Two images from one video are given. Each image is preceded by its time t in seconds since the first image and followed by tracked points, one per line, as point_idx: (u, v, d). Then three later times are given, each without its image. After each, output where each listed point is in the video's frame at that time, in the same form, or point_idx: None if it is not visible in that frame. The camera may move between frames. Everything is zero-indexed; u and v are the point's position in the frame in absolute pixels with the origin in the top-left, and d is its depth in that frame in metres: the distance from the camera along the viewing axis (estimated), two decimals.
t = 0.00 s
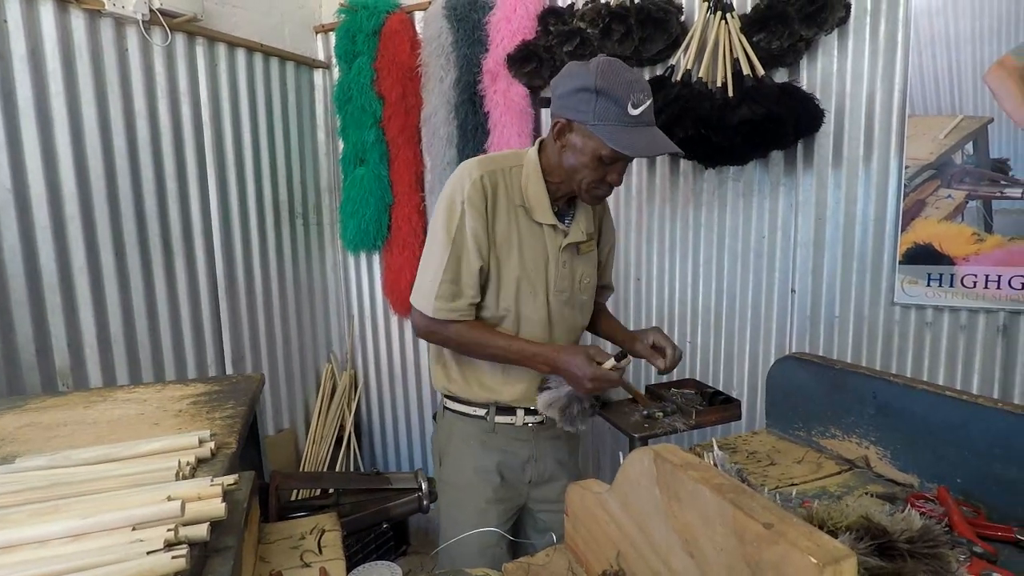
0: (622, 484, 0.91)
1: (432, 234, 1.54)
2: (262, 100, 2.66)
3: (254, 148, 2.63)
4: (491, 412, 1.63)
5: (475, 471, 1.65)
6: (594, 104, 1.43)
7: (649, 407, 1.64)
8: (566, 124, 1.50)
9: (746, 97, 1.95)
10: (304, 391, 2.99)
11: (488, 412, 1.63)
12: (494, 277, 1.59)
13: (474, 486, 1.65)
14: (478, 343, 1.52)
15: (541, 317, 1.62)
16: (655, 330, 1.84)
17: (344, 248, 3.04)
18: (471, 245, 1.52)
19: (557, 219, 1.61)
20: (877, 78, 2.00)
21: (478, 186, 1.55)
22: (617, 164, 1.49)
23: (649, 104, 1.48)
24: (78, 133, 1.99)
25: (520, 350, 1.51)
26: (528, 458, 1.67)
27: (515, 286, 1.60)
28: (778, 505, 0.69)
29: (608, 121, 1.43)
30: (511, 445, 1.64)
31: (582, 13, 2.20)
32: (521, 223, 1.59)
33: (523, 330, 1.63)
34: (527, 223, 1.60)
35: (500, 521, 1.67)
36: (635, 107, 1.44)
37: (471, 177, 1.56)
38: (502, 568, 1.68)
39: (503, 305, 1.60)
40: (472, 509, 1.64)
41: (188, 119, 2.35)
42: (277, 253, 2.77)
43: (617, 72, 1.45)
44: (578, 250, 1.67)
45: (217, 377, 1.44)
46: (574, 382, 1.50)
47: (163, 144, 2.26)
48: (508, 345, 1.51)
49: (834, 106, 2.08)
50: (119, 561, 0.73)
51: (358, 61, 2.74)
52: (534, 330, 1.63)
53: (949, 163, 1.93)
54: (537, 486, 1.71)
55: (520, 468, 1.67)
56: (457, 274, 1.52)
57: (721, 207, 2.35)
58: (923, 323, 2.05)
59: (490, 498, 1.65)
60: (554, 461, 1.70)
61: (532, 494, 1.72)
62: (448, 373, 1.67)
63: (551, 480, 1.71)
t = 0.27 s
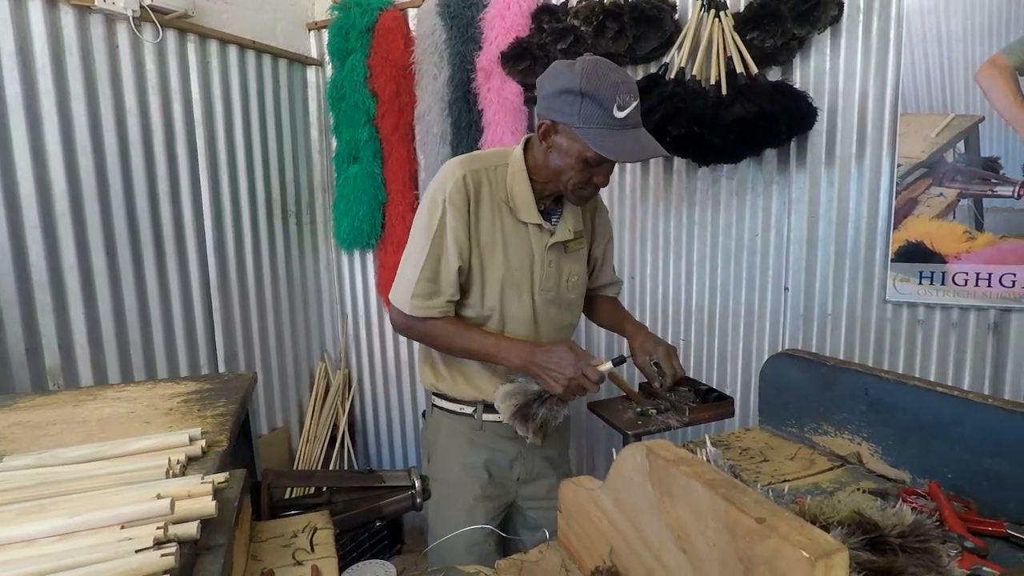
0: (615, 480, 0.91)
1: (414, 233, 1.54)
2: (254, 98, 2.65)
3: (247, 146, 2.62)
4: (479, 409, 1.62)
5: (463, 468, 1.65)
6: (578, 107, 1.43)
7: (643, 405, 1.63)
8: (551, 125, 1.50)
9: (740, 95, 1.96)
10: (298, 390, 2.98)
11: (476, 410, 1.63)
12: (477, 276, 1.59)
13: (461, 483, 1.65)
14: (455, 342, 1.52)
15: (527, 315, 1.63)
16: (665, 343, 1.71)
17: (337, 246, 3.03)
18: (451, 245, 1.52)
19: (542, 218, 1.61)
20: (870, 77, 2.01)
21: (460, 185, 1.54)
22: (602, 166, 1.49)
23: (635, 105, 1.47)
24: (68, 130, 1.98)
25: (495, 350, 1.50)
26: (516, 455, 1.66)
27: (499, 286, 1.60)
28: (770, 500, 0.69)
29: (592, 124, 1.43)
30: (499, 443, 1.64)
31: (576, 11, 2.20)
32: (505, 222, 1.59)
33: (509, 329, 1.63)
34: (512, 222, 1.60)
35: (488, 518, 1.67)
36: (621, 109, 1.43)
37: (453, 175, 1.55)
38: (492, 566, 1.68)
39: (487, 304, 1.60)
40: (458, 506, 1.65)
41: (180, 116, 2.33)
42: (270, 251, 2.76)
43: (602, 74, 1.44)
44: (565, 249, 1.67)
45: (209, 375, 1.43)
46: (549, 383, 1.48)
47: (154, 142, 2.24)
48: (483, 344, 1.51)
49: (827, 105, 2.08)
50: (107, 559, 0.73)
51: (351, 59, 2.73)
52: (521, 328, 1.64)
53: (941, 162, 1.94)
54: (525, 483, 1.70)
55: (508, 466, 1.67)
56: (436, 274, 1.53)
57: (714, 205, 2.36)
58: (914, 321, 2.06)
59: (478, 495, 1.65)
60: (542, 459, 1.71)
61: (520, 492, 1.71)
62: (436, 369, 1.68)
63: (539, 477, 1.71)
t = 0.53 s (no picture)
0: (610, 479, 0.91)
1: (401, 234, 1.55)
2: (247, 96, 2.63)
3: (240, 145, 2.60)
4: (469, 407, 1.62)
5: (454, 468, 1.65)
6: (559, 107, 1.42)
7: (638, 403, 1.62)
8: (534, 125, 1.50)
9: (734, 94, 1.97)
10: (292, 390, 2.96)
11: (467, 409, 1.63)
12: (465, 276, 1.59)
13: (453, 482, 1.65)
14: (444, 342, 1.52)
15: (517, 314, 1.63)
16: (658, 331, 1.79)
17: (331, 245, 3.02)
18: (437, 245, 1.52)
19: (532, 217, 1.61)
20: (864, 75, 2.02)
21: (446, 185, 1.54)
22: (586, 165, 1.47)
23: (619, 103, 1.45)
24: (58, 128, 1.96)
25: (484, 350, 1.50)
26: (507, 454, 1.66)
27: (488, 285, 1.60)
28: (766, 496, 0.69)
29: (574, 124, 1.42)
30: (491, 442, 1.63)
31: (570, 9, 2.20)
32: (493, 221, 1.59)
33: (499, 328, 1.63)
34: (500, 221, 1.59)
35: (480, 517, 1.67)
36: (602, 108, 1.41)
37: (439, 175, 1.55)
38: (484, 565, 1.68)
39: (476, 304, 1.60)
40: (450, 506, 1.64)
41: (172, 115, 2.32)
42: (264, 251, 2.75)
43: (583, 72, 1.43)
44: (556, 247, 1.67)
45: (201, 374, 1.42)
46: (537, 382, 1.48)
47: (146, 140, 2.23)
48: (472, 344, 1.51)
49: (821, 103, 2.09)
50: (98, 559, 0.72)
51: (344, 57, 2.72)
52: (512, 326, 1.63)
53: (934, 160, 1.94)
54: (517, 483, 1.70)
55: (499, 465, 1.67)
56: (424, 274, 1.53)
57: (708, 204, 2.36)
58: (907, 319, 2.06)
59: (469, 495, 1.64)
60: (533, 458, 1.70)
61: (512, 491, 1.71)
62: (426, 369, 1.68)
63: (531, 476, 1.71)
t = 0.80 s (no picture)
0: (605, 476, 0.91)
1: (395, 234, 1.54)
2: (241, 94, 2.62)
3: (234, 143, 2.59)
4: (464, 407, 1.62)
5: (448, 467, 1.64)
6: (549, 108, 1.42)
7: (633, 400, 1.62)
8: (525, 125, 1.49)
9: (729, 91, 1.97)
10: (287, 389, 2.95)
11: (461, 408, 1.62)
12: (460, 276, 1.59)
13: (446, 481, 1.65)
14: (443, 341, 1.52)
15: (512, 312, 1.62)
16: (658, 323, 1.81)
17: (326, 244, 3.01)
18: (433, 245, 1.52)
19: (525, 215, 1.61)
20: (858, 74, 2.02)
21: (440, 184, 1.53)
22: (577, 166, 1.47)
23: (608, 102, 1.45)
24: (50, 126, 1.95)
25: (484, 347, 1.50)
26: (501, 453, 1.66)
27: (483, 284, 1.59)
28: (761, 492, 0.69)
29: (563, 125, 1.42)
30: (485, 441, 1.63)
31: (565, 7, 2.18)
32: (487, 219, 1.59)
33: (494, 326, 1.63)
34: (494, 219, 1.59)
35: (474, 515, 1.67)
36: (592, 109, 1.41)
37: (433, 174, 1.54)
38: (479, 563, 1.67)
39: (471, 304, 1.60)
40: (444, 504, 1.64)
41: (165, 113, 2.31)
42: (259, 249, 2.74)
43: (573, 72, 1.42)
44: (550, 245, 1.67)
45: (194, 372, 1.42)
46: (537, 379, 1.48)
47: (139, 138, 2.22)
48: (471, 342, 1.50)
49: (815, 101, 2.10)
50: (89, 558, 0.72)
51: (339, 55, 2.71)
52: (506, 324, 1.63)
53: (928, 158, 1.95)
54: (511, 481, 1.70)
55: (493, 464, 1.66)
56: (420, 274, 1.52)
57: (704, 202, 2.37)
58: (902, 317, 2.07)
59: (463, 494, 1.64)
60: (527, 456, 1.70)
61: (506, 490, 1.71)
62: (420, 368, 1.67)
63: (525, 475, 1.71)
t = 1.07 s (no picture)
0: (602, 474, 0.91)
1: (390, 233, 1.53)
2: (237, 92, 2.61)
3: (230, 141, 2.58)
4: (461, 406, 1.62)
5: (444, 465, 1.64)
6: (543, 112, 1.40)
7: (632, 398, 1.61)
8: (520, 126, 1.50)
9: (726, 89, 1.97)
10: (284, 388, 2.95)
11: (456, 407, 1.62)
12: (455, 276, 1.58)
13: (441, 480, 1.65)
14: (439, 340, 1.51)
15: (507, 312, 1.62)
16: (649, 320, 1.79)
17: (323, 242, 3.00)
18: (428, 245, 1.51)
19: (520, 216, 1.60)
20: (855, 72, 2.02)
21: (435, 183, 1.53)
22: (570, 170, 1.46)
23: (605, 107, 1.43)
24: (45, 125, 1.95)
25: (480, 347, 1.49)
26: (497, 451, 1.66)
27: (478, 284, 1.59)
28: (758, 490, 0.69)
29: (558, 129, 1.40)
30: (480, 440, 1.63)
31: (561, 4, 2.18)
32: (482, 219, 1.58)
33: (489, 326, 1.62)
34: (489, 219, 1.59)
35: (470, 514, 1.66)
36: (587, 113, 1.39)
37: (428, 173, 1.54)
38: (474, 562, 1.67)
39: (466, 304, 1.60)
40: (439, 503, 1.64)
41: (161, 111, 2.30)
42: (255, 247, 2.73)
43: (568, 75, 1.40)
44: (544, 245, 1.67)
45: (190, 371, 1.41)
46: (531, 382, 1.47)
47: (134, 137, 2.21)
48: (467, 342, 1.50)
49: (812, 99, 2.10)
50: (83, 557, 0.71)
51: (335, 53, 2.70)
52: (502, 323, 1.63)
53: (925, 156, 1.95)
54: (507, 480, 1.70)
55: (489, 462, 1.66)
56: (416, 274, 1.52)
57: (701, 200, 2.37)
58: (898, 315, 2.07)
59: (459, 492, 1.64)
60: (523, 454, 1.70)
61: (501, 488, 1.70)
62: (415, 368, 1.67)
63: (521, 473, 1.71)
